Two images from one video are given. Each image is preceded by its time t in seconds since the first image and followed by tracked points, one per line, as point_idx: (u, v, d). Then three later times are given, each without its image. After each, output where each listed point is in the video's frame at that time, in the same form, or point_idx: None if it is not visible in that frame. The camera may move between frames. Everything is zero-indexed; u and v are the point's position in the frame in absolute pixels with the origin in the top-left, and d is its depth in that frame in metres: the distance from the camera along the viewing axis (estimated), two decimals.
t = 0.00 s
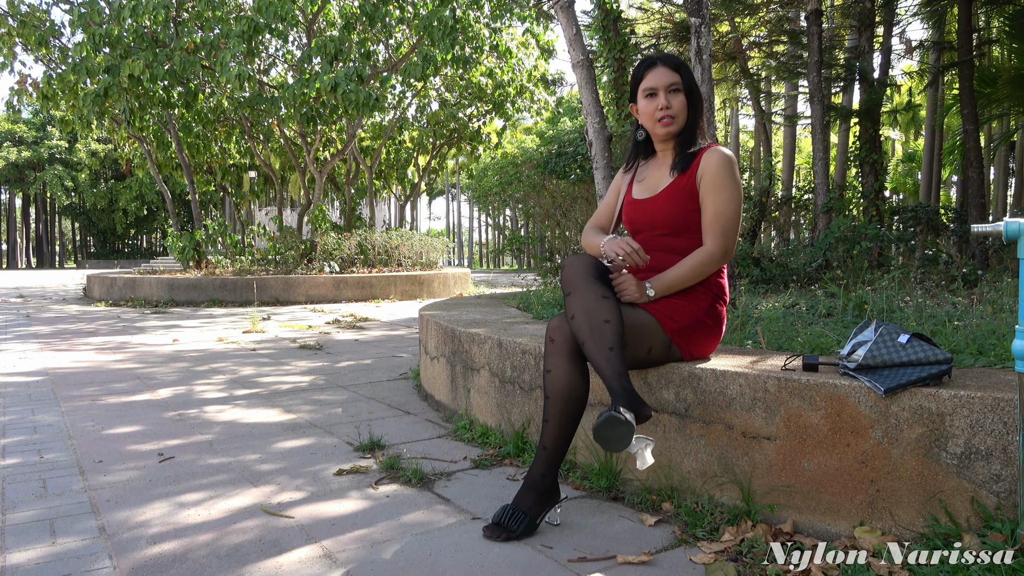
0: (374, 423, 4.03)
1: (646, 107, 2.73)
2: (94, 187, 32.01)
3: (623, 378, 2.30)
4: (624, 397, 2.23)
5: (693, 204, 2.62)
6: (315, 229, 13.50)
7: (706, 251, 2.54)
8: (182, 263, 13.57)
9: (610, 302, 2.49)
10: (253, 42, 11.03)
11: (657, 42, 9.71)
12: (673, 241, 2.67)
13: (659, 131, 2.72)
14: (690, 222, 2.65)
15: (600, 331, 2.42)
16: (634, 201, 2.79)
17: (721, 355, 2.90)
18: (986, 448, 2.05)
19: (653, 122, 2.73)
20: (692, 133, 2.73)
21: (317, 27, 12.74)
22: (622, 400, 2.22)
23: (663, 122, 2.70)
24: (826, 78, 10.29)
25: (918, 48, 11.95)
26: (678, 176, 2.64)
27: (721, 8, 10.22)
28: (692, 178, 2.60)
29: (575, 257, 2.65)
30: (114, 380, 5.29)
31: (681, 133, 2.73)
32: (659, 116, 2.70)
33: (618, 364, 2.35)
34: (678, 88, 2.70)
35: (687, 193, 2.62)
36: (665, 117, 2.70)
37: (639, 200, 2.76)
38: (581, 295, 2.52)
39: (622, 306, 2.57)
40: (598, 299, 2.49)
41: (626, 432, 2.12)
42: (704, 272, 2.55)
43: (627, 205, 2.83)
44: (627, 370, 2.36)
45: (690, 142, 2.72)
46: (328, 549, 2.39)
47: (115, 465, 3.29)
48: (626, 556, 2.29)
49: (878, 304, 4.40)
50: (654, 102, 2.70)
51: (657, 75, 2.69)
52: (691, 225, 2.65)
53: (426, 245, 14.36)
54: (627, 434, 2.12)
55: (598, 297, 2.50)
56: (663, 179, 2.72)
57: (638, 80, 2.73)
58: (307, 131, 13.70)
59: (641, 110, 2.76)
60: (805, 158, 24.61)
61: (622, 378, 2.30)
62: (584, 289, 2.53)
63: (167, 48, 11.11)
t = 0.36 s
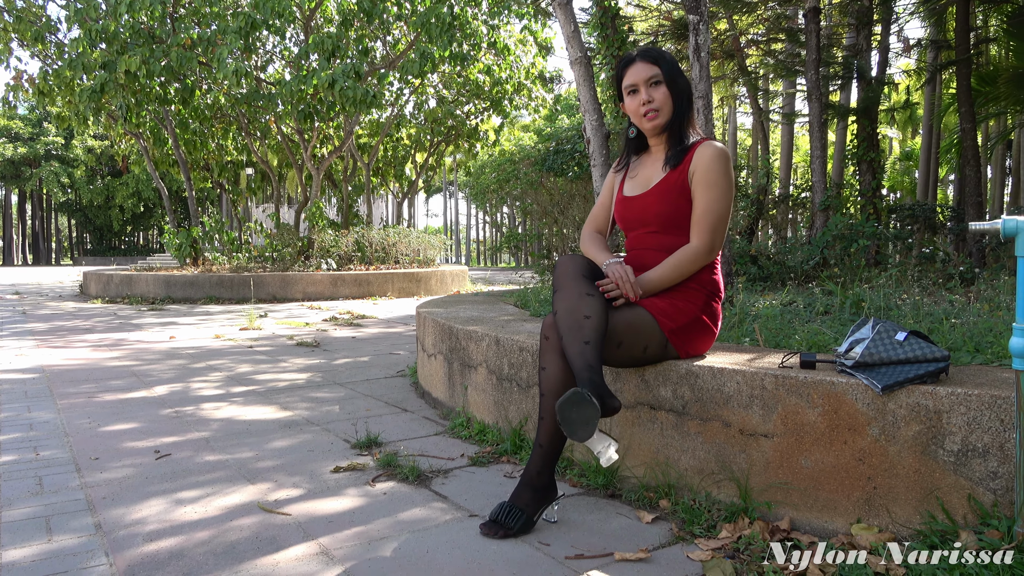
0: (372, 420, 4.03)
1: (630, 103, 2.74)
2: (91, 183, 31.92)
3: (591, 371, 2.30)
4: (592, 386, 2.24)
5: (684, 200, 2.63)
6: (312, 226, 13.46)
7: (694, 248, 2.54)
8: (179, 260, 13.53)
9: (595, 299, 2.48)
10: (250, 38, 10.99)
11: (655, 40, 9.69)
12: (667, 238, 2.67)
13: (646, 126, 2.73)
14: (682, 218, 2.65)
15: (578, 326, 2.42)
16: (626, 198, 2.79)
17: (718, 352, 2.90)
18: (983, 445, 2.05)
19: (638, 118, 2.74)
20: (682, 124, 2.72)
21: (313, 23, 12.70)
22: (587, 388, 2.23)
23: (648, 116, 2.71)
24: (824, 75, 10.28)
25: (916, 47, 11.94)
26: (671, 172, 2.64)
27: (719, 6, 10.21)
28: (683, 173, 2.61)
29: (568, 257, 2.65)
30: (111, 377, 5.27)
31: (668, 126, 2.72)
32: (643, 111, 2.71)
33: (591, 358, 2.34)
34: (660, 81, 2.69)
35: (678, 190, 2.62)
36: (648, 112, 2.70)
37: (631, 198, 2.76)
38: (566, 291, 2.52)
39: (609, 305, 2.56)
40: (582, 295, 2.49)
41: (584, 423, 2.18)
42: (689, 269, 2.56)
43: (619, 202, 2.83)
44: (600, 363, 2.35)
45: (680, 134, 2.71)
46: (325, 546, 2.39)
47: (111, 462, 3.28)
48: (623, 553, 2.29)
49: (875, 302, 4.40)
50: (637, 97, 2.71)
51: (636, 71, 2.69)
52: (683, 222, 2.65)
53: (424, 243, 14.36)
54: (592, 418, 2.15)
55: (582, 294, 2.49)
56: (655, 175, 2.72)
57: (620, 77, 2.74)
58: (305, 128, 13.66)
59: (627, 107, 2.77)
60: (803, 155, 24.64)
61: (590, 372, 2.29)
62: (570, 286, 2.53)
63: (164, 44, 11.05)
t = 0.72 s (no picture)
0: (370, 419, 4.03)
1: (621, 101, 2.75)
2: (88, 181, 31.87)
3: (601, 380, 2.30)
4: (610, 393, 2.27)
5: (676, 196, 2.62)
6: (310, 225, 13.44)
7: (695, 246, 2.55)
8: (176, 259, 13.51)
9: (598, 303, 2.48)
10: (248, 36, 10.98)
11: (653, 39, 9.68)
12: (662, 236, 2.68)
13: (636, 124, 2.74)
14: (675, 215, 2.65)
15: (584, 331, 2.41)
16: (617, 196, 2.78)
17: (716, 352, 2.91)
18: (980, 445, 2.06)
19: (629, 115, 2.74)
20: (673, 123, 2.72)
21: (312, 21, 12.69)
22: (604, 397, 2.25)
23: (639, 115, 2.71)
24: (822, 75, 10.30)
25: (914, 47, 11.95)
26: (661, 169, 2.64)
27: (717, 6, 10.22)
28: (675, 171, 2.61)
29: (569, 257, 2.65)
30: (108, 375, 5.27)
31: (658, 125, 2.73)
32: (634, 110, 2.71)
33: (598, 365, 2.34)
34: (652, 80, 2.70)
35: (669, 187, 2.62)
36: (639, 111, 2.70)
37: (622, 196, 2.76)
38: (570, 295, 2.51)
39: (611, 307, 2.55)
40: (586, 299, 2.48)
41: (633, 415, 2.19)
42: (690, 268, 2.57)
43: (611, 201, 2.83)
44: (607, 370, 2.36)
45: (670, 132, 2.72)
46: (322, 545, 2.39)
47: (109, 460, 3.28)
48: (621, 552, 2.29)
49: (872, 302, 4.41)
50: (628, 96, 2.71)
51: (628, 69, 2.69)
52: (676, 219, 2.65)
53: (421, 242, 14.35)
54: (634, 417, 2.18)
55: (586, 298, 2.48)
56: (646, 173, 2.72)
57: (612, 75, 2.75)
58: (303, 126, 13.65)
59: (618, 105, 2.77)
60: (801, 156, 24.67)
61: (601, 380, 2.30)
62: (574, 289, 2.52)
63: (162, 42, 11.03)
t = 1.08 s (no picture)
0: (369, 419, 4.03)
1: (616, 104, 2.74)
2: (87, 181, 31.86)
3: (591, 374, 2.30)
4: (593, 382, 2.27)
5: (676, 198, 2.62)
6: (309, 225, 13.43)
7: (698, 248, 2.55)
8: (175, 259, 13.50)
9: (592, 300, 2.48)
10: (247, 36, 10.96)
11: (652, 39, 9.68)
12: (661, 238, 2.67)
13: (633, 127, 2.74)
14: (675, 217, 2.65)
15: (577, 327, 2.42)
16: (615, 198, 2.78)
17: (716, 352, 2.91)
18: (979, 445, 2.05)
19: (625, 118, 2.74)
20: (669, 124, 2.73)
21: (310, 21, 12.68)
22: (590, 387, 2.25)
23: (635, 118, 2.71)
24: (821, 75, 10.29)
25: (912, 47, 11.95)
26: (660, 172, 2.64)
27: (716, 6, 10.21)
28: (673, 173, 2.61)
29: (566, 257, 2.65)
30: (107, 375, 5.26)
31: (655, 126, 2.73)
32: (629, 113, 2.71)
33: (590, 360, 2.34)
34: (646, 82, 2.69)
35: (668, 189, 2.62)
36: (635, 114, 2.70)
37: (621, 198, 2.75)
38: (564, 293, 2.52)
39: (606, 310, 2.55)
40: (580, 297, 2.49)
41: (609, 412, 2.19)
42: (692, 269, 2.56)
43: (609, 202, 2.82)
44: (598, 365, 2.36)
45: (667, 133, 2.72)
46: (321, 544, 2.39)
47: (108, 460, 3.27)
48: (621, 552, 2.29)
49: (872, 301, 4.41)
50: (623, 99, 2.71)
51: (621, 72, 2.68)
52: (675, 220, 2.65)
53: (420, 241, 14.35)
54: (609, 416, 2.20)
55: (581, 296, 2.49)
56: (645, 175, 2.72)
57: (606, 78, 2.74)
58: (301, 126, 13.63)
59: (613, 108, 2.77)
60: (800, 156, 24.70)
61: (591, 374, 2.30)
62: (569, 287, 2.53)
63: (160, 41, 11.01)
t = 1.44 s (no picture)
0: (367, 419, 4.03)
1: (617, 109, 2.74)
2: (86, 181, 31.82)
3: (598, 381, 2.31)
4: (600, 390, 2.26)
5: (678, 199, 2.63)
6: (308, 225, 13.44)
7: (700, 248, 2.55)
8: (174, 258, 13.49)
9: (596, 303, 2.49)
10: (246, 36, 10.96)
11: (651, 39, 9.69)
12: (663, 238, 2.68)
13: (635, 130, 2.75)
14: (676, 217, 2.65)
15: (581, 332, 2.43)
16: (618, 199, 2.78)
17: (714, 352, 2.92)
18: (977, 445, 2.06)
19: (627, 122, 2.75)
20: (670, 125, 2.73)
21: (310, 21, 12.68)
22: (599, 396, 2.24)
23: (637, 122, 2.72)
24: (820, 76, 10.29)
25: (911, 48, 11.97)
26: (662, 173, 2.65)
27: (715, 6, 10.22)
28: (675, 174, 2.61)
29: (567, 258, 2.65)
30: (105, 375, 5.26)
31: (657, 128, 2.73)
32: (631, 118, 2.72)
33: (595, 365, 2.36)
34: (646, 87, 2.68)
35: (670, 190, 2.62)
36: (637, 118, 2.71)
37: (622, 199, 2.76)
38: (567, 295, 2.52)
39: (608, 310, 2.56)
40: (584, 300, 2.49)
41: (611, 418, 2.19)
42: (694, 270, 2.57)
43: (612, 203, 2.83)
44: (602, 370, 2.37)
45: (669, 135, 2.72)
46: (319, 544, 2.39)
47: (107, 460, 3.28)
48: (618, 552, 2.30)
49: (870, 302, 4.42)
50: (624, 105, 2.71)
51: (621, 78, 2.67)
52: (677, 220, 2.66)
53: (419, 241, 14.35)
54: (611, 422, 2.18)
55: (584, 298, 2.50)
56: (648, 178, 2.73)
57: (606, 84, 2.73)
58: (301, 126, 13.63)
59: (614, 111, 2.77)
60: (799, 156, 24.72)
61: (597, 381, 2.31)
62: (571, 289, 2.53)
63: (160, 41, 11.01)
